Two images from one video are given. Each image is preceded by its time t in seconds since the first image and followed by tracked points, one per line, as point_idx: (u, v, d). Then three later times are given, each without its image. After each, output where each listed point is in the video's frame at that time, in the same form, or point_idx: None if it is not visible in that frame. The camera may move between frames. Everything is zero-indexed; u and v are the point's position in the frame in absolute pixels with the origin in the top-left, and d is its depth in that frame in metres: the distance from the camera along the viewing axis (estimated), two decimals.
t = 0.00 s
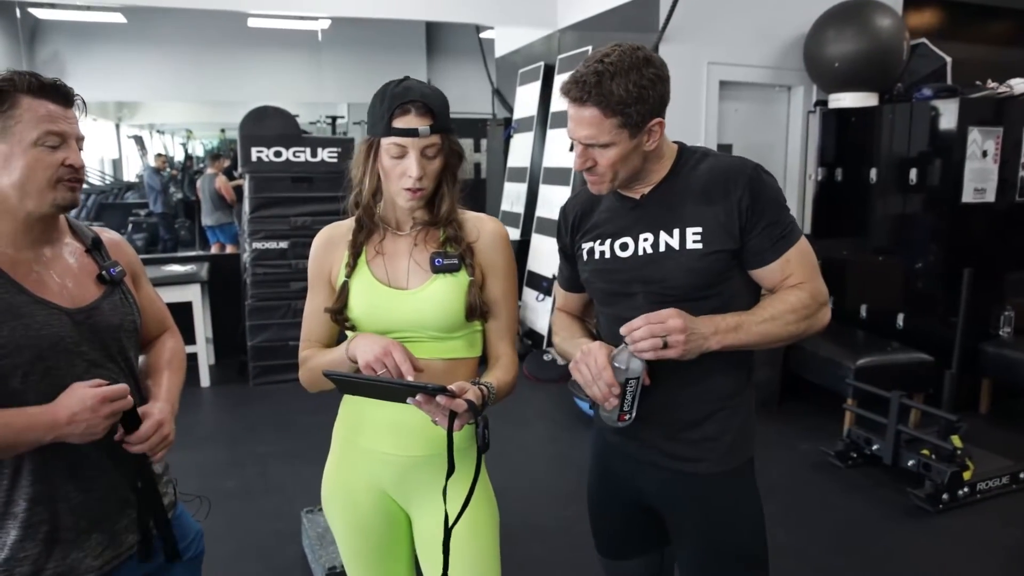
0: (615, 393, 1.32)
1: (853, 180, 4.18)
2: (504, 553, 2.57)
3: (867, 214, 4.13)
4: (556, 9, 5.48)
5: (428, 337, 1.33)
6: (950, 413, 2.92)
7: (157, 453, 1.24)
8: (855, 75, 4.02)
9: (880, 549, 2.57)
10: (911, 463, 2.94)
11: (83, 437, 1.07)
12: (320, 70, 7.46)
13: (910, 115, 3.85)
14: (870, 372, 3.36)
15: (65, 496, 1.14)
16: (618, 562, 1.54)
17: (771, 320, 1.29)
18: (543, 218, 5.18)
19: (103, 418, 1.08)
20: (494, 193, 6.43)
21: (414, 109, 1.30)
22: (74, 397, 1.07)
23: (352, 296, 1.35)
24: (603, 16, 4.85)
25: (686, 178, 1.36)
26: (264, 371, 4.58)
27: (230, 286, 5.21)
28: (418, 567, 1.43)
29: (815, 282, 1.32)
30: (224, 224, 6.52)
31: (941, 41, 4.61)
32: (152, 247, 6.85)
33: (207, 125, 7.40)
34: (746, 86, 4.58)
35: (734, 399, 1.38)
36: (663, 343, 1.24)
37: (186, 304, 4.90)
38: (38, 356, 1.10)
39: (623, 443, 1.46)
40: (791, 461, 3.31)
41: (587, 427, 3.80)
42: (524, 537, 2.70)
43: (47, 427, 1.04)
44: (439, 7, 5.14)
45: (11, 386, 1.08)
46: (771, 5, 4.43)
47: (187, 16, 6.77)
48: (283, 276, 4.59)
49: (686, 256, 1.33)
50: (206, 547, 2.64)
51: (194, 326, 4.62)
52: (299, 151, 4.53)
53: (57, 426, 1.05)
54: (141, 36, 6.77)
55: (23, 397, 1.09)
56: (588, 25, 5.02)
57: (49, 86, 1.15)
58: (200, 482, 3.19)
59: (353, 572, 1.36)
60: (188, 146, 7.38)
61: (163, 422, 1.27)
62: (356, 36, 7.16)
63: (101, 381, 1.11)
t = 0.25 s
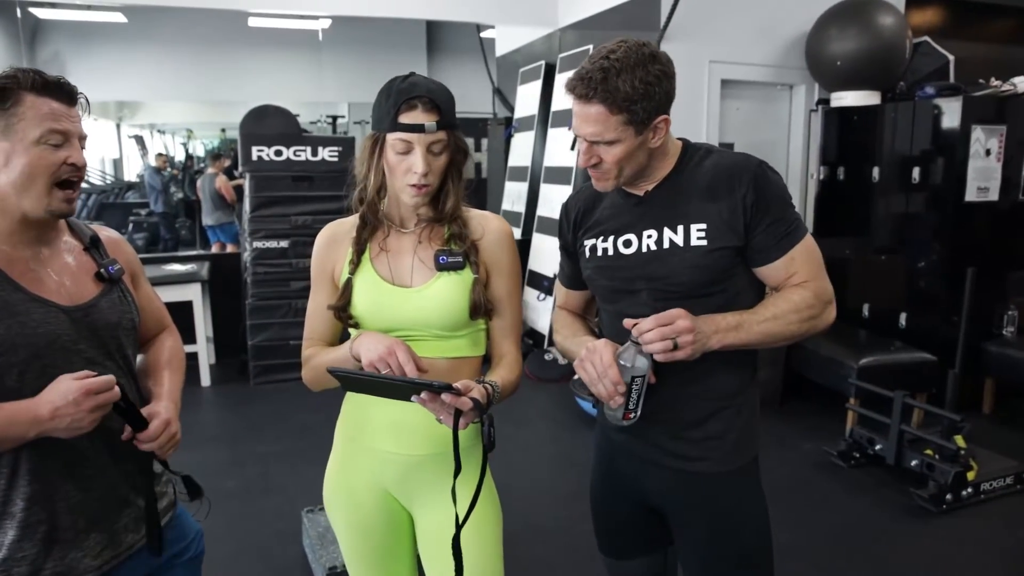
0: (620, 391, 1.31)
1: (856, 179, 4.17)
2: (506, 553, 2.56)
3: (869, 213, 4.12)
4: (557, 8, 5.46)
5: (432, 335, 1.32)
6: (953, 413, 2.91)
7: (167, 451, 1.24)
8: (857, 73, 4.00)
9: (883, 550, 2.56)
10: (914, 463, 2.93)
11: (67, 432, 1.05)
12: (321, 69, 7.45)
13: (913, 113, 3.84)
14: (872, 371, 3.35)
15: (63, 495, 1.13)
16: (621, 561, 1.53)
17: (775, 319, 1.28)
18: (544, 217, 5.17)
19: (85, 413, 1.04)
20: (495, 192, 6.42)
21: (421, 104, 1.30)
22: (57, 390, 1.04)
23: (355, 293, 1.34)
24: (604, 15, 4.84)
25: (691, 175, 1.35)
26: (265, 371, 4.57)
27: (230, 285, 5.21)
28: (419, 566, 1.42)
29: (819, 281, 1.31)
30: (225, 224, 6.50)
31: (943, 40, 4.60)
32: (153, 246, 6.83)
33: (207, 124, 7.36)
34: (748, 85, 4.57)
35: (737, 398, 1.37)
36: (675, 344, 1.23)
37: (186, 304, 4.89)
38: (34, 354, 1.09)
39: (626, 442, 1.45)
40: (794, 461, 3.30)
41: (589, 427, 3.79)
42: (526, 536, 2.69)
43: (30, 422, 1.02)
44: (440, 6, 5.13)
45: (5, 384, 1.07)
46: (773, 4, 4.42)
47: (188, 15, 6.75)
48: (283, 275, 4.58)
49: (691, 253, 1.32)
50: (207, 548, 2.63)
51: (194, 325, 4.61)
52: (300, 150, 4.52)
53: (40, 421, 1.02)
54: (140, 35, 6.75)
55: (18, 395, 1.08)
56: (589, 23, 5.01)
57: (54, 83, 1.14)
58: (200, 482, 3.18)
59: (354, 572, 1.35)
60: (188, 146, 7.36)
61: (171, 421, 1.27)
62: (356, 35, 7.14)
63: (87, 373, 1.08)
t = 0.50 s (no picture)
0: (633, 388, 1.30)
1: (870, 178, 4.13)
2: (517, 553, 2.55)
3: (883, 212, 4.08)
4: (568, 6, 5.45)
5: (443, 331, 1.31)
6: (969, 415, 2.88)
7: (181, 451, 1.25)
8: (872, 71, 3.97)
9: (897, 553, 2.53)
10: (929, 465, 2.90)
11: (67, 429, 1.04)
12: (332, 69, 7.47)
13: (929, 112, 3.80)
14: (886, 372, 3.32)
15: (71, 492, 1.13)
16: (632, 561, 1.52)
17: (789, 317, 1.27)
18: (556, 216, 5.16)
19: (85, 410, 1.04)
20: (506, 191, 6.41)
21: (436, 99, 1.30)
22: (58, 387, 1.03)
23: (367, 289, 1.34)
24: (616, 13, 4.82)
25: (705, 171, 1.34)
26: (276, 369, 4.59)
27: (242, 284, 5.23)
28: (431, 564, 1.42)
29: (834, 279, 1.29)
30: (237, 223, 6.51)
31: (960, 38, 4.55)
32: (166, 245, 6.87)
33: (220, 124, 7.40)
34: (760, 84, 4.54)
35: (749, 397, 1.35)
36: (686, 342, 1.22)
37: (199, 302, 4.92)
38: (42, 351, 1.10)
39: (638, 441, 1.44)
40: (806, 463, 3.28)
41: (600, 427, 3.78)
42: (536, 536, 2.68)
43: (30, 419, 1.02)
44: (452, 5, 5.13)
45: (12, 381, 1.07)
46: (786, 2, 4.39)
47: (200, 14, 6.78)
48: (295, 274, 4.60)
49: (703, 249, 1.30)
50: (218, 545, 2.64)
51: (206, 324, 4.64)
52: (311, 149, 4.53)
53: (40, 418, 1.02)
54: (154, 36, 6.79)
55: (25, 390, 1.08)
56: (600, 22, 5.00)
57: (64, 80, 1.15)
58: (212, 480, 3.19)
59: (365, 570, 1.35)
60: (201, 145, 7.37)
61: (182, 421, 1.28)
62: (368, 35, 7.15)
63: (90, 370, 1.07)
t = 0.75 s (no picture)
0: (649, 389, 1.29)
1: (897, 179, 4.07)
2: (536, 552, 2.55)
3: (910, 213, 4.01)
4: (591, 5, 5.42)
5: (465, 329, 1.31)
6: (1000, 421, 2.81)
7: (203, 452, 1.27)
8: (900, 70, 3.90)
9: (925, 561, 2.48)
10: (958, 472, 2.84)
11: (87, 428, 1.05)
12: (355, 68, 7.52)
13: (959, 111, 3.73)
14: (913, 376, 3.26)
15: (94, 487, 1.15)
16: (652, 563, 1.51)
17: (815, 319, 1.25)
18: (578, 216, 5.14)
19: (105, 408, 1.04)
20: (528, 191, 6.41)
21: (461, 96, 1.31)
22: (78, 386, 1.04)
23: (389, 286, 1.34)
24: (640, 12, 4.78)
25: (730, 169, 1.32)
26: (298, 366, 4.63)
27: (266, 281, 5.29)
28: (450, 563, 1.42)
29: (862, 281, 1.27)
30: (261, 221, 6.57)
31: (992, 36, 4.46)
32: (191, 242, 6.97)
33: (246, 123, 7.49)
34: (786, 83, 4.49)
35: (774, 399, 1.33)
36: (705, 341, 1.20)
37: (223, 299, 4.98)
38: (65, 346, 1.11)
39: (659, 442, 1.42)
40: (830, 467, 3.23)
41: (620, 427, 3.76)
42: (555, 537, 2.67)
43: (49, 416, 1.02)
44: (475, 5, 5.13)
45: (36, 377, 1.09)
46: None
47: (226, 14, 6.86)
48: (317, 272, 4.63)
49: (728, 249, 1.29)
50: (240, 540, 2.67)
51: (230, 320, 4.69)
52: (334, 148, 4.57)
53: (59, 415, 1.03)
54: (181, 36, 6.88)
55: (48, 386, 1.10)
56: (623, 22, 4.97)
57: (89, 78, 1.17)
58: (235, 474, 3.23)
59: (384, 567, 1.35)
60: (227, 144, 7.49)
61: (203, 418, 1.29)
62: (391, 34, 7.18)
63: (111, 370, 1.08)
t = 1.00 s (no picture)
0: (677, 395, 1.28)
1: (929, 180, 3.99)
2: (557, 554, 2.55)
3: (943, 215, 3.92)
4: (617, 5, 5.39)
5: (487, 329, 1.31)
6: None
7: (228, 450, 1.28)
8: (934, 69, 3.82)
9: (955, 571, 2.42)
10: (990, 480, 2.77)
11: (112, 423, 1.06)
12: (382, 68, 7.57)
13: (995, 109, 3.59)
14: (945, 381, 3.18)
15: (121, 481, 1.17)
16: (675, 568, 1.49)
17: (846, 325, 1.22)
18: (603, 216, 5.12)
19: (130, 404, 1.05)
20: (553, 191, 6.40)
21: (489, 94, 1.31)
22: (104, 381, 1.05)
23: (411, 286, 1.34)
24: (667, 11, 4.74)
25: (759, 170, 1.30)
26: (323, 364, 4.67)
27: (292, 279, 5.34)
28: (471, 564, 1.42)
29: (893, 286, 1.24)
30: (287, 219, 6.62)
31: None
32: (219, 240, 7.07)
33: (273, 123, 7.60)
34: (816, 83, 4.42)
35: (802, 404, 1.31)
36: (722, 345, 1.19)
37: (249, 297, 5.04)
38: (93, 343, 1.13)
39: (683, 446, 1.41)
40: (858, 473, 3.17)
41: (643, 429, 3.74)
42: (577, 538, 2.66)
43: (76, 411, 1.04)
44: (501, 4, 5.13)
45: (65, 371, 1.11)
46: None
47: (255, 14, 6.94)
48: (342, 271, 4.67)
49: (756, 251, 1.27)
50: (264, 535, 2.70)
51: (256, 318, 4.75)
52: (360, 147, 4.60)
53: (85, 410, 1.04)
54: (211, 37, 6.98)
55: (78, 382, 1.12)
56: (650, 21, 4.94)
57: (119, 78, 1.19)
58: (260, 471, 3.27)
59: (406, 567, 1.35)
60: (255, 143, 7.62)
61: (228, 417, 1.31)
62: (417, 34, 7.21)
63: (137, 366, 1.09)
